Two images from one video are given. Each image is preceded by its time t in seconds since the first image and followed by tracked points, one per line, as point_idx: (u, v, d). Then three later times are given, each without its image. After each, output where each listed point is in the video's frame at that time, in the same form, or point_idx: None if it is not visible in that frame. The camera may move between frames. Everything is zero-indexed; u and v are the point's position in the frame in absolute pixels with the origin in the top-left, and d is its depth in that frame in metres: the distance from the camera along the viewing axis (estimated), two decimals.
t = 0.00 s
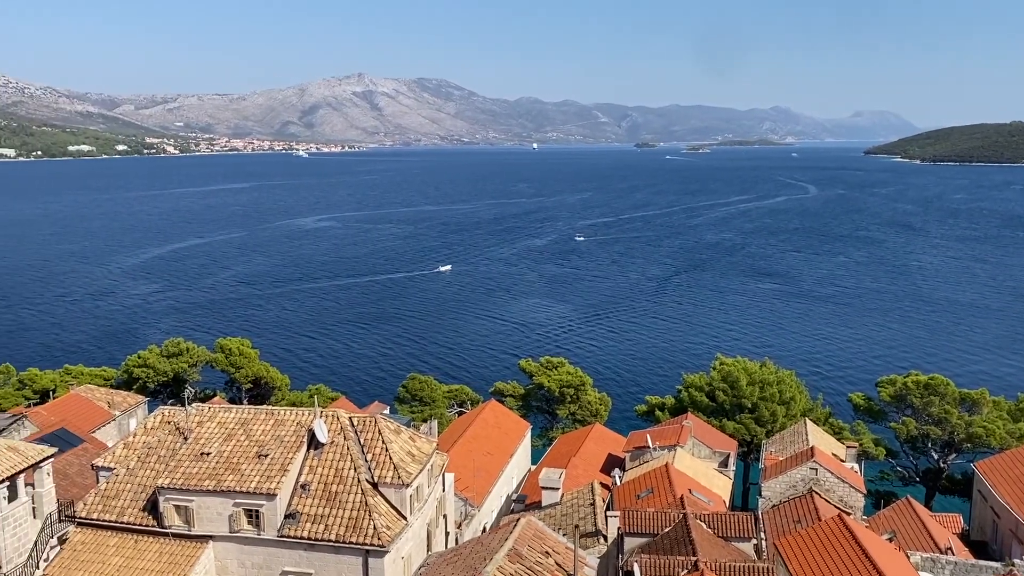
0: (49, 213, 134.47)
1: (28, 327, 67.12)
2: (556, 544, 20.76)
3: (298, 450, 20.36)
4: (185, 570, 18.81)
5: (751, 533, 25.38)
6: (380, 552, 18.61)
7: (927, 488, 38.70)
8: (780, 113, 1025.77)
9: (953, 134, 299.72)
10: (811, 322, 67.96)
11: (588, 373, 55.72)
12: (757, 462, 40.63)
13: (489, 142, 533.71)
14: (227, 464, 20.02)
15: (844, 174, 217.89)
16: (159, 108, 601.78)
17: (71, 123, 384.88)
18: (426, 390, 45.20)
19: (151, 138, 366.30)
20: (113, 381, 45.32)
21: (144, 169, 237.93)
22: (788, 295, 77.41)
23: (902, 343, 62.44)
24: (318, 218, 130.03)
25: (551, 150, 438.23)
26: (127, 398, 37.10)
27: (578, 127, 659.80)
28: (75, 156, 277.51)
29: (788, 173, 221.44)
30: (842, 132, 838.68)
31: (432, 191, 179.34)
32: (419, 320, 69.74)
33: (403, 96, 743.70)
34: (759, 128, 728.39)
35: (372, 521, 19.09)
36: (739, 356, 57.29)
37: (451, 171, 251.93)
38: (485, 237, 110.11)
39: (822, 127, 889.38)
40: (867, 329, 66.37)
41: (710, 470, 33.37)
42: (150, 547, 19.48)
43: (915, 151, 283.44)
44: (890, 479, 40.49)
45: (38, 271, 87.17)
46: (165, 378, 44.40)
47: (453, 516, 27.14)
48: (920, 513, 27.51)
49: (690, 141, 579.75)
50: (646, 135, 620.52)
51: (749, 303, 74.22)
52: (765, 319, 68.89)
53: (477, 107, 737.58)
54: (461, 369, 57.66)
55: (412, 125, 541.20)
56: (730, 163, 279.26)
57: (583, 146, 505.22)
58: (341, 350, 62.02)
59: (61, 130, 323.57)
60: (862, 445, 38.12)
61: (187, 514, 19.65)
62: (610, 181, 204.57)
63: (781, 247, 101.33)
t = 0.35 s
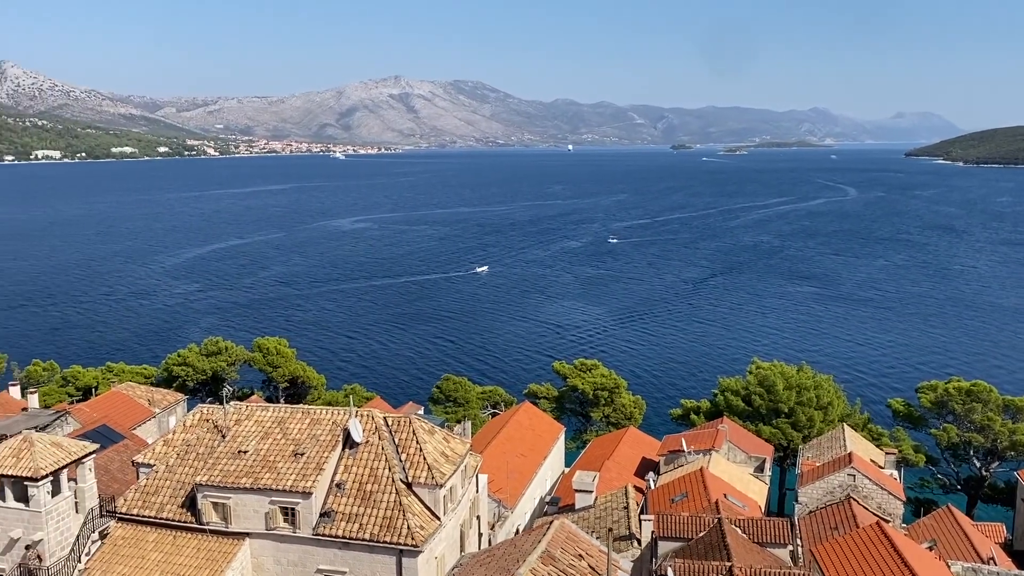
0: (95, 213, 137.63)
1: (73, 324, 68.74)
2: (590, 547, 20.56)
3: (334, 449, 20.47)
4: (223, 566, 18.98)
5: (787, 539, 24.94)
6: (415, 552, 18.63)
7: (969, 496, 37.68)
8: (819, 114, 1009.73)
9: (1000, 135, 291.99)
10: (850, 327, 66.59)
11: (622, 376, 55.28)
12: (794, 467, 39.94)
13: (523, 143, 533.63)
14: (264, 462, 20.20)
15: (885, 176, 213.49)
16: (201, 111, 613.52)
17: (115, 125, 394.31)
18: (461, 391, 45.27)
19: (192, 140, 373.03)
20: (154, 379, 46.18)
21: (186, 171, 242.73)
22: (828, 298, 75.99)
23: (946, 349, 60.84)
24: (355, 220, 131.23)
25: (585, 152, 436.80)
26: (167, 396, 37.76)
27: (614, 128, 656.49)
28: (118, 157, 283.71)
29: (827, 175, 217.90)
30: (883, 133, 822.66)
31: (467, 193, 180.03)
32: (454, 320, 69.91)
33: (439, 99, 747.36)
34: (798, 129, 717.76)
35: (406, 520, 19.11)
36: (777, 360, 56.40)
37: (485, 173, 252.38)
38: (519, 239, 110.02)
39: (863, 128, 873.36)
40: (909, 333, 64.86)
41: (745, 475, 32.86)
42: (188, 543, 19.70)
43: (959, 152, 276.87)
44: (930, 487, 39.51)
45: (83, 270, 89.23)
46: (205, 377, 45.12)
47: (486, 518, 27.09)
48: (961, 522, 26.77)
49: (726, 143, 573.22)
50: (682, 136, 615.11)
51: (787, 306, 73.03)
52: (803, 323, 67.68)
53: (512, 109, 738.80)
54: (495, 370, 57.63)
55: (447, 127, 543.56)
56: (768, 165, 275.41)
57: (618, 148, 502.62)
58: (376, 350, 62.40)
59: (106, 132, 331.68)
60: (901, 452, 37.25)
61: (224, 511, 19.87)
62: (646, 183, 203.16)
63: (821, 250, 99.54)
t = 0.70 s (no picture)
0: (133, 215, 140.15)
1: (112, 323, 70.06)
2: (621, 551, 20.36)
3: (366, 449, 20.54)
4: (256, 564, 19.10)
5: (821, 545, 24.43)
6: (445, 553, 18.62)
7: (1009, 504, 36.65)
8: (856, 114, 993.73)
9: None
10: (887, 330, 65.29)
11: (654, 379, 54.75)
12: (828, 472, 39.23)
13: (554, 145, 533.26)
14: (297, 461, 20.31)
15: (923, 178, 209.21)
16: (236, 114, 623.28)
17: (154, 129, 402.45)
18: (491, 393, 45.23)
19: (227, 143, 378.60)
20: (189, 379, 46.82)
21: (223, 173, 246.49)
22: (864, 301, 74.56)
23: (987, 354, 59.30)
24: (387, 222, 132.03)
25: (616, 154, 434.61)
26: (203, 395, 38.27)
27: (645, 129, 652.42)
28: (155, 159, 288.76)
29: (863, 177, 214.26)
30: (922, 133, 806.75)
31: (498, 194, 180.00)
32: (484, 322, 69.89)
33: (470, 100, 749.94)
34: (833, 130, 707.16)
35: (437, 521, 19.11)
36: (811, 364, 55.44)
37: (516, 175, 252.34)
38: (550, 241, 109.75)
39: (901, 128, 857.69)
40: (949, 338, 63.34)
41: (779, 480, 32.33)
42: (222, 541, 19.87)
43: (1000, 153, 270.41)
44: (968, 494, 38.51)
45: (123, 271, 90.94)
46: (239, 376, 45.66)
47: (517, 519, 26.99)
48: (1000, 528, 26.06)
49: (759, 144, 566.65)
50: (714, 137, 609.28)
51: (822, 310, 71.79)
52: (839, 327, 66.48)
53: (543, 111, 738.73)
54: (526, 372, 57.47)
55: (478, 129, 544.79)
56: (802, 166, 271.50)
57: (649, 150, 499.64)
58: (407, 351, 62.62)
59: (144, 135, 338.36)
60: (939, 458, 36.37)
61: (258, 510, 20.01)
62: (678, 185, 201.47)
63: (857, 252, 97.82)
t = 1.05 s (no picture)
0: (166, 217, 142.33)
1: (145, 324, 71.19)
2: (648, 555, 20.16)
3: (393, 450, 20.56)
4: (285, 564, 19.16)
5: (852, 551, 23.87)
6: (472, 554, 18.58)
7: None
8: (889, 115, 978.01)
9: None
10: (921, 334, 64.07)
11: (682, 381, 54.32)
12: (858, 478, 38.57)
13: (582, 147, 531.96)
14: (326, 461, 20.38)
15: (958, 179, 205.03)
16: (267, 118, 630.89)
17: (186, 132, 408.25)
18: (518, 395, 45.18)
19: (257, 146, 382.78)
20: (220, 379, 47.38)
21: (254, 176, 249.40)
22: (897, 304, 73.27)
23: None
24: (415, 224, 132.60)
25: (643, 156, 432.15)
26: (232, 395, 38.70)
27: (674, 131, 648.16)
28: (187, 162, 292.75)
29: (896, 179, 210.77)
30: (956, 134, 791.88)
31: (525, 197, 179.94)
32: (511, 324, 69.90)
33: (498, 103, 750.91)
34: (865, 131, 696.75)
35: (464, 522, 19.08)
36: (843, 368, 54.61)
37: (543, 176, 251.94)
38: (578, 243, 109.41)
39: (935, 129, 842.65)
40: (985, 342, 61.93)
41: (808, 485, 31.81)
42: (251, 541, 19.98)
43: None
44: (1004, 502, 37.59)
45: (156, 272, 92.36)
46: (269, 377, 46.11)
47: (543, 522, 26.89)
48: None
49: (789, 145, 560.61)
50: (743, 139, 602.20)
51: (854, 313, 70.66)
52: (871, 330, 65.38)
53: (571, 112, 737.08)
54: (552, 374, 57.34)
55: (506, 132, 544.90)
56: (834, 168, 267.68)
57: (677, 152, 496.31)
58: (434, 352, 62.82)
59: (176, 138, 343.41)
60: (973, 465, 35.57)
61: (286, 510, 20.10)
62: (707, 187, 199.72)
63: (890, 255, 96.16)
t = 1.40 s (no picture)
0: (194, 221, 144.14)
1: (173, 326, 72.08)
2: (673, 559, 19.96)
3: (417, 452, 20.57)
4: (310, 565, 19.24)
5: (879, 558, 23.47)
6: (496, 558, 18.50)
7: None
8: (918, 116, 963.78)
9: None
10: (951, 338, 62.92)
11: (707, 385, 53.84)
12: (886, 484, 37.94)
13: (605, 150, 530.43)
14: (350, 464, 20.44)
15: (990, 182, 201.40)
16: (292, 122, 636.68)
17: (212, 137, 413.24)
18: (542, 398, 45.04)
19: (283, 151, 386.42)
20: (245, 381, 47.72)
21: (280, 180, 251.74)
22: (926, 307, 72.00)
23: None
24: (439, 227, 133.00)
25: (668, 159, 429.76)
26: (258, 397, 39.01)
27: (698, 133, 643.92)
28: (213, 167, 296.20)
29: (925, 181, 207.33)
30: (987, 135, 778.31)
31: (549, 200, 179.73)
32: (535, 327, 69.78)
33: (521, 107, 752.11)
34: (893, 133, 687.22)
35: (488, 526, 19.02)
36: (871, 372, 53.78)
37: (567, 179, 251.60)
38: (601, 246, 109.03)
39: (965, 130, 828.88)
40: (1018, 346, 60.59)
41: (835, 490, 31.34)
42: (277, 542, 20.07)
43: None
44: None
45: (184, 275, 93.51)
46: (294, 379, 46.41)
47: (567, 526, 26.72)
48: None
49: (814, 147, 554.38)
50: (769, 141, 596.51)
51: (883, 316, 69.59)
52: (900, 334, 64.35)
53: (595, 115, 735.17)
54: (576, 377, 57.13)
55: (529, 135, 544.87)
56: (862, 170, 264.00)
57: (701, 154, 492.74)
58: (458, 355, 62.89)
59: (203, 143, 347.68)
60: (1004, 471, 34.82)
61: (312, 512, 20.19)
62: (732, 189, 198.14)
63: (919, 257, 94.61)
